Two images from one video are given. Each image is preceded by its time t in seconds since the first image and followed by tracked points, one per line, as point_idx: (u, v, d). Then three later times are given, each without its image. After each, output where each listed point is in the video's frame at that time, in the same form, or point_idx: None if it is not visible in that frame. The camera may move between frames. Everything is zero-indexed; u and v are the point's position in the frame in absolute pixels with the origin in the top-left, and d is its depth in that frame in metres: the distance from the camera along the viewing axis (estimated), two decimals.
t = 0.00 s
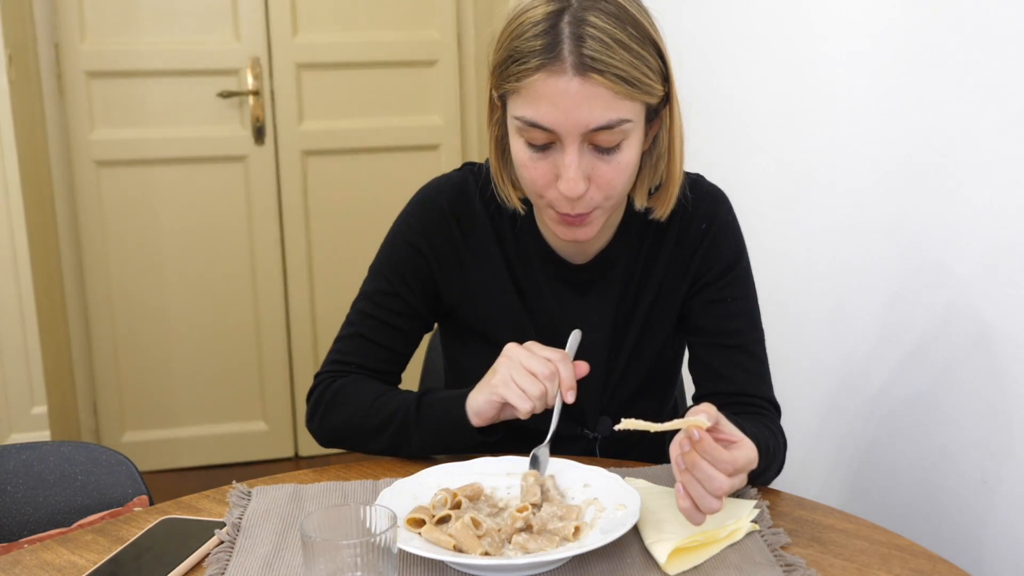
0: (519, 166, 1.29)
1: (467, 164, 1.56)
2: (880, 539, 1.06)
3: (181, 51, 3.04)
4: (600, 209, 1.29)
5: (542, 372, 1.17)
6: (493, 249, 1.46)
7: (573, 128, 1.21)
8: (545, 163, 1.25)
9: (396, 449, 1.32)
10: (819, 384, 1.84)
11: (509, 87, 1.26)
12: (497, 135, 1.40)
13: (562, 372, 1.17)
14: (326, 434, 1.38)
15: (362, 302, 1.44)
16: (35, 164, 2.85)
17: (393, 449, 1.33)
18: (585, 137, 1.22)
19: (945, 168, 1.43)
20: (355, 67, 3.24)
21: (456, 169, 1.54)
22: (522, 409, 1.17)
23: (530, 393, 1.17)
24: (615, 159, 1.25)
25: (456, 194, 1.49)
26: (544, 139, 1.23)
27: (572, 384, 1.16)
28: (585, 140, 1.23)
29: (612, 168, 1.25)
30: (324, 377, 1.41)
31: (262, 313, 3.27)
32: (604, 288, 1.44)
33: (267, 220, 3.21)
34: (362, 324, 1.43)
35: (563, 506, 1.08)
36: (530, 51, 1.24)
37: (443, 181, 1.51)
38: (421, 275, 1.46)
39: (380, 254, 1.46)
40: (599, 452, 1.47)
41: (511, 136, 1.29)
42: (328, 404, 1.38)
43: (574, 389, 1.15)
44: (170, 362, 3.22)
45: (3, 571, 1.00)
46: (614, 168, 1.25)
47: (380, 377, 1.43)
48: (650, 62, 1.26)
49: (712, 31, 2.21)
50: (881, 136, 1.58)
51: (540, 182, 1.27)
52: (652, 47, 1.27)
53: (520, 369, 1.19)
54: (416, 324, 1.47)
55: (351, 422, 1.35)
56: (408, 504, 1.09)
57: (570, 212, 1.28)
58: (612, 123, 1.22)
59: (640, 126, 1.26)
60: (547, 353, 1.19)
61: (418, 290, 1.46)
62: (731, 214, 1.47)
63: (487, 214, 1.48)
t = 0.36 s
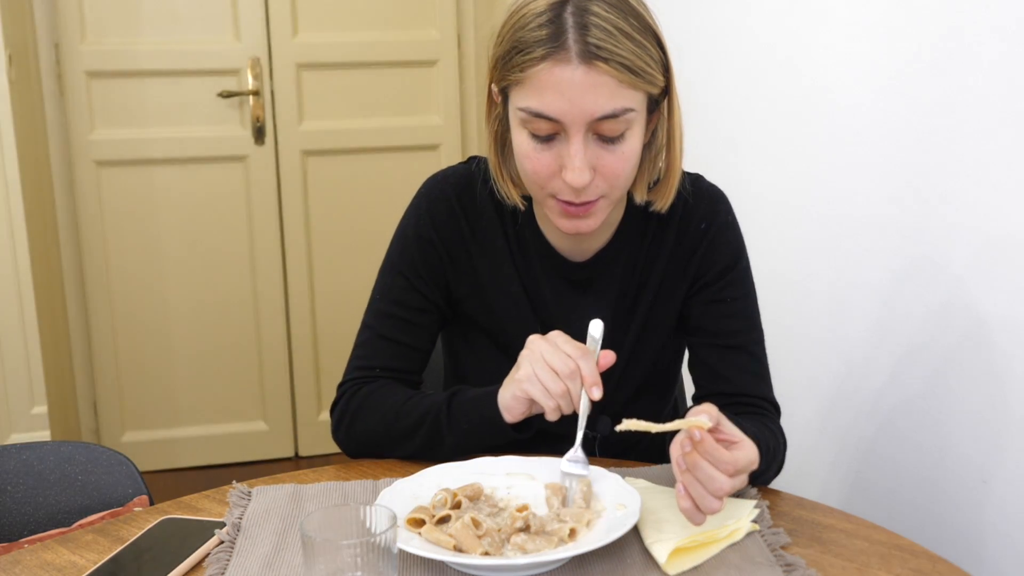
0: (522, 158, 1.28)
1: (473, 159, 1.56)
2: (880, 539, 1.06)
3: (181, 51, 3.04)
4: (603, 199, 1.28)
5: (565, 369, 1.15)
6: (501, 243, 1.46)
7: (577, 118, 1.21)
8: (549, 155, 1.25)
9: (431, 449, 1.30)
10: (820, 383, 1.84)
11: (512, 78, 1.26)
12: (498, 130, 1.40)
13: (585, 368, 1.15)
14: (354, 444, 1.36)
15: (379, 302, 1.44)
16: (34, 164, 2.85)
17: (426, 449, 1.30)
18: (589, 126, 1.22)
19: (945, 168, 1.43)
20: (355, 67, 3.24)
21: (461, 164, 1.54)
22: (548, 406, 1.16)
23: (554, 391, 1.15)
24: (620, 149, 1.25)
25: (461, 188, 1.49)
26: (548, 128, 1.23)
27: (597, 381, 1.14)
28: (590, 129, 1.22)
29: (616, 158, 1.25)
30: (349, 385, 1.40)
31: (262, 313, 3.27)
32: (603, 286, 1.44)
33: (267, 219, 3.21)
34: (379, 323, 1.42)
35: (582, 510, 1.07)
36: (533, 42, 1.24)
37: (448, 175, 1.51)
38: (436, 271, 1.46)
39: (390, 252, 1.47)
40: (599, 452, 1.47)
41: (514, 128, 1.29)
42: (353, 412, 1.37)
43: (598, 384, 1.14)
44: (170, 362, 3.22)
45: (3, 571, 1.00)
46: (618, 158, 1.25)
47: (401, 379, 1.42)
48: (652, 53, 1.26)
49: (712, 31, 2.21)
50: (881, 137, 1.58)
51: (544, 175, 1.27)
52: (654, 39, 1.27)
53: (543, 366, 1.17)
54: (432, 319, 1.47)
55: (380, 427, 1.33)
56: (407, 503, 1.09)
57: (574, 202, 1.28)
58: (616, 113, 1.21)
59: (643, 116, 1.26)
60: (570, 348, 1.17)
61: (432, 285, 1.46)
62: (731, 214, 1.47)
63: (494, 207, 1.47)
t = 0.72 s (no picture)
0: (523, 155, 1.29)
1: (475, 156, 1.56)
2: (880, 539, 1.06)
3: (181, 51, 3.04)
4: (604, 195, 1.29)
5: (563, 372, 1.14)
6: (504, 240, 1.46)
7: (578, 113, 1.21)
8: (549, 151, 1.25)
9: (430, 453, 1.30)
10: (819, 383, 1.84)
11: (512, 75, 1.27)
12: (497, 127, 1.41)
13: (583, 368, 1.14)
14: (363, 444, 1.36)
15: (387, 298, 1.44)
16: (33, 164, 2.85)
17: (426, 452, 1.30)
18: (589, 121, 1.22)
19: (945, 168, 1.43)
20: (355, 67, 3.24)
21: (465, 162, 1.54)
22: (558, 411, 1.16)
23: (559, 394, 1.15)
24: (620, 144, 1.25)
25: (465, 185, 1.50)
26: (548, 125, 1.23)
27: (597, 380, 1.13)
28: (590, 124, 1.23)
29: (617, 154, 1.25)
30: (357, 385, 1.40)
31: (262, 313, 3.27)
32: (603, 285, 1.44)
33: (267, 219, 3.21)
34: (385, 320, 1.42)
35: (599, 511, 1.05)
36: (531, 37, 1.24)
37: (452, 172, 1.52)
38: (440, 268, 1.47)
39: (396, 248, 1.47)
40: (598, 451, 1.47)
41: (514, 125, 1.29)
42: (361, 411, 1.37)
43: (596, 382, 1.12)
44: (170, 362, 3.22)
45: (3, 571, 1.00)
46: (618, 153, 1.25)
47: (407, 377, 1.42)
48: (652, 48, 1.26)
49: (712, 32, 2.21)
50: (881, 137, 1.58)
51: (545, 171, 1.27)
52: (653, 34, 1.27)
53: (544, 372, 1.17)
54: (438, 317, 1.47)
55: (388, 426, 1.33)
56: (407, 503, 1.09)
57: (576, 198, 1.28)
58: (616, 107, 1.22)
59: (643, 111, 1.27)
60: (564, 348, 1.16)
61: (438, 282, 1.47)
62: (732, 214, 1.47)
63: (497, 204, 1.48)
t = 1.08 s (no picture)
0: (534, 143, 1.28)
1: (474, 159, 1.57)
2: (880, 539, 1.06)
3: (181, 51, 3.04)
4: (616, 184, 1.28)
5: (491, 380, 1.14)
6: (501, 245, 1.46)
7: (592, 98, 1.22)
8: (563, 138, 1.25)
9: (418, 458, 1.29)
10: (820, 383, 1.84)
11: (523, 66, 1.28)
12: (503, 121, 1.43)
13: (501, 368, 1.13)
14: (364, 448, 1.37)
15: (385, 306, 1.44)
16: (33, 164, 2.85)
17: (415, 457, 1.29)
18: (603, 107, 1.23)
19: (945, 169, 1.42)
20: (355, 67, 3.24)
21: (461, 165, 1.54)
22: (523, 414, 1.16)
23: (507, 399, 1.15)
24: (632, 132, 1.25)
25: (461, 187, 1.49)
26: (562, 111, 1.23)
27: (520, 370, 1.11)
28: (603, 111, 1.23)
29: (629, 141, 1.25)
30: (357, 391, 1.41)
31: (262, 313, 3.27)
32: (603, 286, 1.44)
33: (267, 219, 3.21)
34: (384, 327, 1.43)
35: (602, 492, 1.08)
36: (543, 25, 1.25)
37: (447, 177, 1.51)
38: (437, 275, 1.47)
39: (393, 254, 1.47)
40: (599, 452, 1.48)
41: (524, 116, 1.30)
42: (359, 417, 1.37)
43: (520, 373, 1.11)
44: (169, 362, 3.22)
45: (3, 571, 1.00)
46: (630, 140, 1.25)
47: (405, 382, 1.43)
48: (660, 38, 1.28)
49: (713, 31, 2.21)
50: (881, 136, 1.58)
51: (557, 159, 1.27)
52: (660, 26, 1.29)
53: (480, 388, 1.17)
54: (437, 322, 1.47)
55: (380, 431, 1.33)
56: (408, 503, 1.10)
57: (588, 187, 1.28)
58: (629, 94, 1.22)
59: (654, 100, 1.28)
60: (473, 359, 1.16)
61: (435, 288, 1.47)
62: (731, 215, 1.47)
63: (493, 209, 1.48)
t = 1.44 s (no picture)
0: (521, 125, 1.31)
1: (471, 160, 1.57)
2: (880, 539, 1.06)
3: (181, 51, 3.04)
4: (603, 167, 1.29)
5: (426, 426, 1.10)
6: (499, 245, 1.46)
7: (575, 74, 1.25)
8: (548, 117, 1.27)
9: (376, 437, 1.25)
10: (819, 383, 1.84)
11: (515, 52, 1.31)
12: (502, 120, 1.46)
13: (421, 418, 1.08)
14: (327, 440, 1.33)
15: (373, 301, 1.43)
16: (34, 164, 2.85)
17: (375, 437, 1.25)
18: (586, 84, 1.25)
19: (945, 168, 1.42)
20: (355, 67, 3.24)
21: (460, 166, 1.55)
22: (457, 413, 1.13)
23: (441, 423, 1.11)
24: (617, 113, 1.27)
25: (460, 189, 1.49)
26: (548, 89, 1.26)
27: (432, 402, 1.07)
28: (587, 90, 1.26)
29: (613, 123, 1.27)
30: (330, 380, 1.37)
31: (262, 312, 3.27)
32: (602, 287, 1.45)
33: (267, 219, 3.21)
34: (369, 321, 1.41)
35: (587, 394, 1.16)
36: (530, 10, 1.30)
37: (446, 177, 1.51)
38: (432, 272, 1.46)
39: (387, 253, 1.47)
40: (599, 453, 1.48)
41: (514, 100, 1.32)
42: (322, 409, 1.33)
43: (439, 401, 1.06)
44: (170, 362, 3.22)
45: (3, 571, 1.00)
46: (615, 121, 1.27)
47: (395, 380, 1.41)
48: (653, 29, 1.31)
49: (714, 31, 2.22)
50: (881, 136, 1.57)
51: (541, 139, 1.28)
52: (653, 18, 1.32)
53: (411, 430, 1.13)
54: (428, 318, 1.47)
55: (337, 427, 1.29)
56: (408, 503, 1.10)
57: (573, 167, 1.29)
58: (612, 72, 1.25)
59: (642, 86, 1.30)
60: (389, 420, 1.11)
61: (430, 287, 1.47)
62: (730, 215, 1.48)
63: (493, 211, 1.48)
